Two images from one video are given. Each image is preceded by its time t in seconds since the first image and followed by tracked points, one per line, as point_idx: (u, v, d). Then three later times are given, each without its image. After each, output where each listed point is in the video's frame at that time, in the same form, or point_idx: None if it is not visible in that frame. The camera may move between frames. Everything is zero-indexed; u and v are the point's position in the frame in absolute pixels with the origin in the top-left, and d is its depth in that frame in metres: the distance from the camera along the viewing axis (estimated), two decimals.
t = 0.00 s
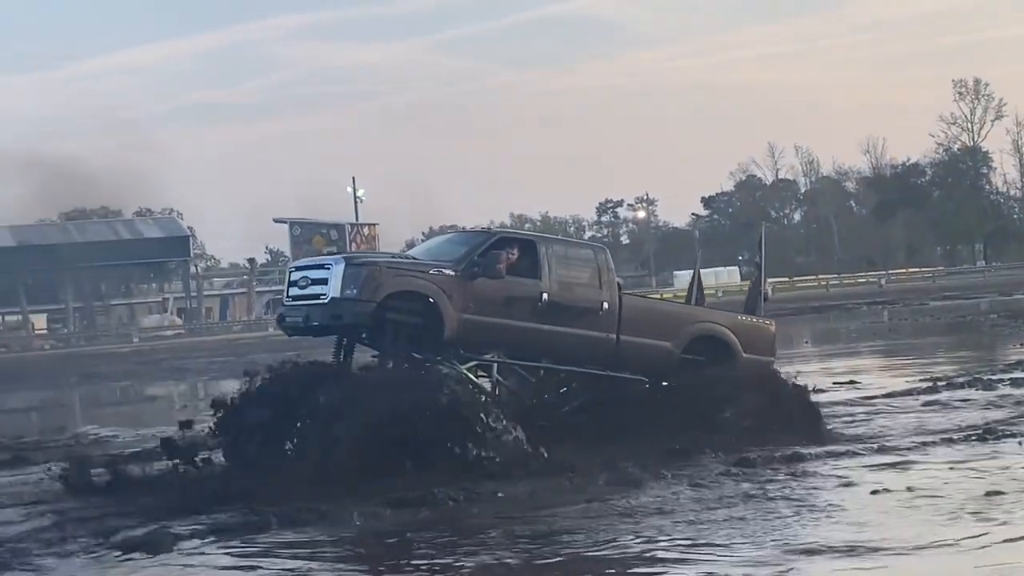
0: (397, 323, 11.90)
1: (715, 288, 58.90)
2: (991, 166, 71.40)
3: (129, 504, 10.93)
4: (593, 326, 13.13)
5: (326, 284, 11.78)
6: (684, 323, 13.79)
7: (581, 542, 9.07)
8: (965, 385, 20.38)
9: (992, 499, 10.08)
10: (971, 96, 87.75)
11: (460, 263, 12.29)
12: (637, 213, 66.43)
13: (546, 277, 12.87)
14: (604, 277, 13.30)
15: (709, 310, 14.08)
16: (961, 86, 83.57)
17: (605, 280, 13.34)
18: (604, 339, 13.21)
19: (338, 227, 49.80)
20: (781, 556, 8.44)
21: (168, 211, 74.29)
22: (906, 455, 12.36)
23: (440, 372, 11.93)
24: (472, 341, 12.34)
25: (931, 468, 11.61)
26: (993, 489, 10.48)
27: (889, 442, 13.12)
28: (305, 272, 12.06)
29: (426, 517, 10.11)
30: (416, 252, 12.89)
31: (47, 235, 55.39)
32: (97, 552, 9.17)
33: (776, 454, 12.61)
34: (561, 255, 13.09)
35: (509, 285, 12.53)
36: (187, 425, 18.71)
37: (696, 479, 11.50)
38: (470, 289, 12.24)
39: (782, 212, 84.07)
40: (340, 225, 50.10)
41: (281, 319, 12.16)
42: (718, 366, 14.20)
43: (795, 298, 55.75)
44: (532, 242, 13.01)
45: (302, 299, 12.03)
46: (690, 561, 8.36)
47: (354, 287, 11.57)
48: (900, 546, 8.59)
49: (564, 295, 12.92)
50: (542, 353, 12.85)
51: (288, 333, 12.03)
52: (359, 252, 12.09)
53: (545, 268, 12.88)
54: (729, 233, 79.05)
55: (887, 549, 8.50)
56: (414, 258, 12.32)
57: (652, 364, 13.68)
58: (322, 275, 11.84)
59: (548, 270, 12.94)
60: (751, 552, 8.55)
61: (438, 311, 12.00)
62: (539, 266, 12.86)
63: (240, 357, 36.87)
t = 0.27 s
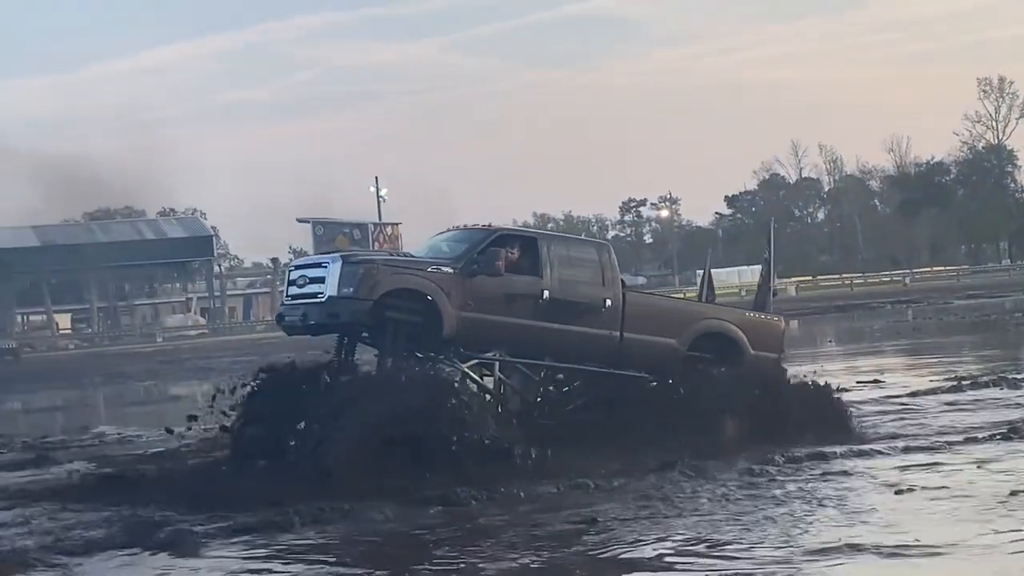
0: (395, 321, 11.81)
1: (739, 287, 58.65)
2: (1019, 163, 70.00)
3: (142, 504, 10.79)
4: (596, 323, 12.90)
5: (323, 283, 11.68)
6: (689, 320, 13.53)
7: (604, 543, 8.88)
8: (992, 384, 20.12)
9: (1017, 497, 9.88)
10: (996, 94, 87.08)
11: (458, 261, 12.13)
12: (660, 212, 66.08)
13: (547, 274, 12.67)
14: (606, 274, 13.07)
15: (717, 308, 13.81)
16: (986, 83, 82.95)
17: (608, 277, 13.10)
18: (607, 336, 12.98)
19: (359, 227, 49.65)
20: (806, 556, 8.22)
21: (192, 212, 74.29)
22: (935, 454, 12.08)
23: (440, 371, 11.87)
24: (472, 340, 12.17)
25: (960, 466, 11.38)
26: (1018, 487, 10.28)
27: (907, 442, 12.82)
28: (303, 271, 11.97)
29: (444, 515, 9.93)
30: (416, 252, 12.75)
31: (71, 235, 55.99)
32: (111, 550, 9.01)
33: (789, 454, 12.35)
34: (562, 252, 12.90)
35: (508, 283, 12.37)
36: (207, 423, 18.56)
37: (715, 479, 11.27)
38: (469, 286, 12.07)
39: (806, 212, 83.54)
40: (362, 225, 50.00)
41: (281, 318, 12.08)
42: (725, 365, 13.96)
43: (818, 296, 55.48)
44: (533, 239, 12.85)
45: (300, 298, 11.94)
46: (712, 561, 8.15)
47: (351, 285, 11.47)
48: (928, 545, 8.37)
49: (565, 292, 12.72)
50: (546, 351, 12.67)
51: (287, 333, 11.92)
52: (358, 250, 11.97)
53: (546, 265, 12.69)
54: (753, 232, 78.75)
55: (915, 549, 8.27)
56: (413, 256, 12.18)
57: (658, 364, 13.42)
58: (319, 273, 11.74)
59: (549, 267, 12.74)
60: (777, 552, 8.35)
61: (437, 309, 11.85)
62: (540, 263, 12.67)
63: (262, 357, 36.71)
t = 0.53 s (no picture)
0: (384, 320, 11.81)
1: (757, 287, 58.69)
2: None
3: (152, 503, 10.96)
4: (588, 321, 12.85)
5: (312, 282, 11.70)
6: (683, 319, 13.51)
7: (610, 543, 8.99)
8: (1006, 384, 20.13)
9: None
10: (1015, 93, 86.79)
11: (449, 259, 12.12)
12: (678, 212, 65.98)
13: (539, 272, 12.64)
14: (600, 273, 13.00)
15: (716, 306, 13.81)
16: (1005, 83, 82.66)
17: (601, 276, 13.03)
18: (599, 334, 12.94)
19: (378, 229, 49.76)
20: (807, 558, 8.33)
21: (210, 214, 74.50)
22: (946, 456, 12.13)
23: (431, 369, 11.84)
24: (464, 338, 12.18)
25: (966, 467, 11.47)
26: None
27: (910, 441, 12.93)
28: (294, 271, 12.00)
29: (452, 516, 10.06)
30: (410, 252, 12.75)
31: (91, 236, 56.76)
32: (126, 548, 9.19)
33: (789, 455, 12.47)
34: (555, 250, 12.85)
35: (500, 281, 12.33)
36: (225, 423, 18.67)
37: (717, 479, 11.41)
38: (460, 285, 12.07)
39: (824, 212, 83.35)
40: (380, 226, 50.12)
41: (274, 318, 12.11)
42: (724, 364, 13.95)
43: (837, 297, 55.49)
44: (525, 238, 12.80)
45: (291, 297, 11.96)
46: (713, 563, 8.25)
47: (339, 284, 11.49)
48: (928, 546, 8.47)
49: (557, 291, 12.68)
50: (540, 349, 12.67)
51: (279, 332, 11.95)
52: (349, 249, 11.99)
53: (538, 264, 12.65)
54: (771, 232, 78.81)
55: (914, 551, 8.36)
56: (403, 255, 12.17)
57: (654, 361, 13.42)
58: (309, 272, 11.77)
59: (541, 265, 12.70)
60: (779, 552, 8.46)
61: (427, 308, 11.84)
62: (532, 262, 12.64)
63: (281, 358, 36.82)
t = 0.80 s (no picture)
0: (369, 320, 11.50)
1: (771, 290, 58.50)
2: None
3: (136, 505, 10.76)
4: (579, 321, 12.47)
5: (295, 281, 11.39)
6: (679, 319, 13.17)
7: (624, 547, 8.84)
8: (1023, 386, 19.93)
9: None
10: None
11: (435, 258, 11.78)
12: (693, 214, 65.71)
13: (527, 271, 12.26)
14: (591, 272, 12.59)
15: (714, 305, 13.48)
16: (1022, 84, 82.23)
17: (593, 276, 12.61)
18: (590, 333, 12.56)
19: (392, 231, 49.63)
20: (819, 563, 8.15)
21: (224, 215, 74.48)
22: (962, 459, 11.95)
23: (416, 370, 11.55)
24: (451, 338, 11.82)
25: (983, 471, 11.30)
26: None
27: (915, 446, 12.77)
28: (278, 270, 11.71)
29: (462, 519, 9.91)
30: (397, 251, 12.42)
31: (106, 236, 57.18)
32: (135, 553, 9.06)
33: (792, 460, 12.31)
34: (546, 248, 12.45)
35: (487, 280, 11.97)
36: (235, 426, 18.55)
37: (729, 484, 11.26)
38: (445, 284, 11.72)
39: (840, 213, 83.02)
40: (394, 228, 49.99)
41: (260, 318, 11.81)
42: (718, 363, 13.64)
43: (852, 298, 55.22)
44: (513, 235, 12.41)
45: (276, 296, 11.67)
46: (719, 568, 8.09)
47: (321, 284, 11.18)
48: (946, 552, 8.30)
49: (547, 289, 12.29)
50: (531, 350, 12.34)
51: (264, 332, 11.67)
52: (333, 248, 11.67)
53: (526, 263, 12.27)
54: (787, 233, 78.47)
55: (928, 555, 8.19)
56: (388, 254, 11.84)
57: (649, 360, 13.08)
58: (291, 272, 11.45)
59: (530, 264, 12.31)
60: (794, 558, 8.28)
61: (412, 308, 11.51)
62: (520, 260, 12.25)
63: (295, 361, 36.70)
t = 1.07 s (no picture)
0: (349, 320, 11.35)
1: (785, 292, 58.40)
2: None
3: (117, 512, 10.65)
4: (563, 321, 12.30)
5: (275, 281, 11.23)
6: (666, 318, 13.02)
7: (629, 550, 8.86)
8: None
9: None
10: None
11: (415, 258, 11.64)
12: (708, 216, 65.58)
13: (510, 270, 12.09)
14: (576, 270, 12.41)
15: (703, 306, 13.34)
16: None
17: (578, 275, 12.42)
18: (574, 333, 12.38)
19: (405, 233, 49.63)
20: (821, 567, 8.14)
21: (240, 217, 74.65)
22: (970, 463, 11.94)
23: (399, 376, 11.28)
24: (432, 338, 11.65)
25: (986, 476, 11.27)
26: None
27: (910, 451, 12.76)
28: (260, 269, 11.55)
29: (464, 525, 9.92)
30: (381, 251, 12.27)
31: (121, 237, 57.51)
32: (140, 556, 9.09)
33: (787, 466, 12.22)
34: (530, 247, 12.27)
35: (469, 280, 11.81)
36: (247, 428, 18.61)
37: (734, 488, 11.27)
38: (426, 284, 11.57)
39: (855, 215, 82.82)
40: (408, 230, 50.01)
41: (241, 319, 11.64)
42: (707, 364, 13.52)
43: (867, 301, 55.09)
44: (496, 234, 12.24)
45: (258, 296, 11.53)
46: (713, 573, 8.05)
47: (299, 284, 11.00)
48: (952, 556, 8.30)
49: (529, 289, 12.12)
50: (516, 350, 12.13)
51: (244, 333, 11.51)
52: (314, 248, 11.50)
53: (509, 262, 12.09)
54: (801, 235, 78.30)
55: (926, 561, 8.15)
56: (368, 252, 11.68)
57: (637, 360, 12.92)
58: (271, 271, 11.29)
59: (513, 263, 12.13)
60: (790, 564, 8.25)
61: (392, 308, 11.35)
62: (502, 258, 12.08)
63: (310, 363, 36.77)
